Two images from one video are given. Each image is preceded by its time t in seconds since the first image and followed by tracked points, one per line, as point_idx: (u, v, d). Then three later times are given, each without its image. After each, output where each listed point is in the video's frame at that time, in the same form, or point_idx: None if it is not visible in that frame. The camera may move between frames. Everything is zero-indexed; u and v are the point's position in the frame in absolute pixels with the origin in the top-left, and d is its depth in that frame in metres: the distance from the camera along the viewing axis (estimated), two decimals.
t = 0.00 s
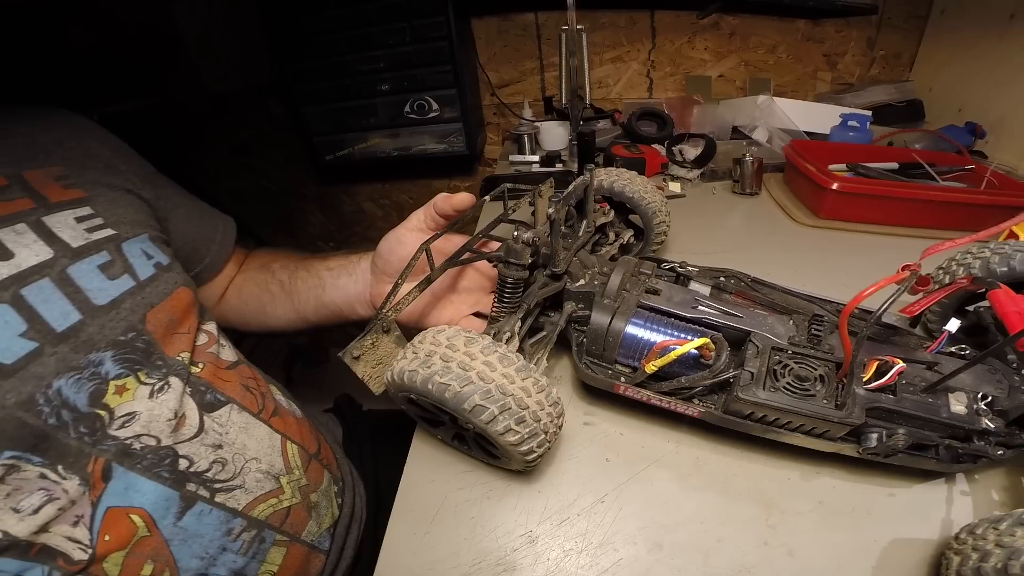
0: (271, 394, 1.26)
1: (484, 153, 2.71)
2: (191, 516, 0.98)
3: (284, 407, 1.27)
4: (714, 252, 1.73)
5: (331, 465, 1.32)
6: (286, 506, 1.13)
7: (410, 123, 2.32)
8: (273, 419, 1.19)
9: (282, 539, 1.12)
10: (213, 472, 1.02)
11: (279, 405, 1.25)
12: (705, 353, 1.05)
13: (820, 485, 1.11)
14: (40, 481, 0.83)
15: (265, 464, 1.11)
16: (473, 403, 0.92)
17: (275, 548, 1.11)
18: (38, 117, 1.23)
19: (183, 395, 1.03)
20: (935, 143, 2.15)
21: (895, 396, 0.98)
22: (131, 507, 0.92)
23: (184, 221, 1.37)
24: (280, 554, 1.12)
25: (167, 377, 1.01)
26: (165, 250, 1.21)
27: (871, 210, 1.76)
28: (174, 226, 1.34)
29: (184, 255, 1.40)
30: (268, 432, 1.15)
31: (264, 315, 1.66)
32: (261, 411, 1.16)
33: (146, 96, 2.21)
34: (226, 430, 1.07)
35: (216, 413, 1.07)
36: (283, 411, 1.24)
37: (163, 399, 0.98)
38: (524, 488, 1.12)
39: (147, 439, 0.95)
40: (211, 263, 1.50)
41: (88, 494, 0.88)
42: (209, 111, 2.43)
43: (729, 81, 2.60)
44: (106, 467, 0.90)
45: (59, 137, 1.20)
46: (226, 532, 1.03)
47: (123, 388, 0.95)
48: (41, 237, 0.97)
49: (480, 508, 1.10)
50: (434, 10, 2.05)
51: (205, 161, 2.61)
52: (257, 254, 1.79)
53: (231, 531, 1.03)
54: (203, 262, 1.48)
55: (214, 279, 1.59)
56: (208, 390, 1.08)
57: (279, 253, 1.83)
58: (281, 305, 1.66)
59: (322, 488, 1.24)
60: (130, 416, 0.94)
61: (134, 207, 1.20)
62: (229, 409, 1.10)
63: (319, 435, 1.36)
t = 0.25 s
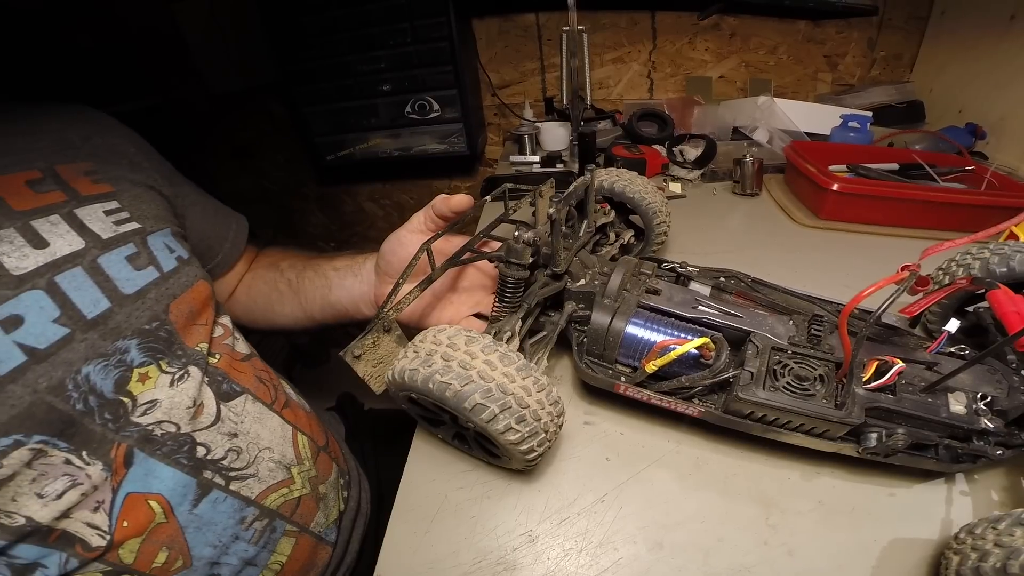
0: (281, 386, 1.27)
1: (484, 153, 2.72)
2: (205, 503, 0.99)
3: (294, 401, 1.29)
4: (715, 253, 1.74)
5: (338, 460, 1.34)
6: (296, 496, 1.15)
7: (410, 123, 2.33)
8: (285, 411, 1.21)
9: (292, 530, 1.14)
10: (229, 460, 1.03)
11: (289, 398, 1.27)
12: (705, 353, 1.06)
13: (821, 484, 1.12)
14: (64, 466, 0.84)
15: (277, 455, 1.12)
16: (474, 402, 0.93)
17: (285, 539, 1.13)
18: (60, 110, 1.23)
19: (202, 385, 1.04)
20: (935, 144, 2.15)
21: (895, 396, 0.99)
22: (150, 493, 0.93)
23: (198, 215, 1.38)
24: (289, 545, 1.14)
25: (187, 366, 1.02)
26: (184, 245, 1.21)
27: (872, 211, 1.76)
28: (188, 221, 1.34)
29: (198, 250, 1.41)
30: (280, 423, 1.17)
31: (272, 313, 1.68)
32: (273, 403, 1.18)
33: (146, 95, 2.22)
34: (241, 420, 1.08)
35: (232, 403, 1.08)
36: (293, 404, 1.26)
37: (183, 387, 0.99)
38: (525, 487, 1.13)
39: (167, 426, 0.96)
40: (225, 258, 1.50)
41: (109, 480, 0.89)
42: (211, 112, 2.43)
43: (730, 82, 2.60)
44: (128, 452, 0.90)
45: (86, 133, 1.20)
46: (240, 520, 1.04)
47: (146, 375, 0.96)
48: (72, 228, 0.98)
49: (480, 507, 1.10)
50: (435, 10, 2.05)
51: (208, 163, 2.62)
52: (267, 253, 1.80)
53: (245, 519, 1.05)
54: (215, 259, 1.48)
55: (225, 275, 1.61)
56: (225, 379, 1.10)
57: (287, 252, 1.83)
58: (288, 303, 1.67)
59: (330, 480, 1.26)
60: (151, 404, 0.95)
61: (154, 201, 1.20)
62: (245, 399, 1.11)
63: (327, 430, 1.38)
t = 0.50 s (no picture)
0: (284, 383, 1.26)
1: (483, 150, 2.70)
2: (214, 499, 0.98)
3: (297, 397, 1.28)
4: (716, 251, 1.72)
5: (343, 455, 1.33)
6: (302, 492, 1.13)
7: (409, 121, 2.31)
8: (289, 407, 1.20)
9: (299, 526, 1.12)
10: (235, 456, 1.02)
11: (293, 394, 1.26)
12: (706, 353, 1.05)
13: (822, 484, 1.11)
14: (73, 463, 0.83)
15: (282, 450, 1.11)
16: (472, 403, 0.92)
17: (292, 535, 1.11)
18: (62, 106, 1.22)
19: (209, 381, 1.04)
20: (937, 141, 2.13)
21: (898, 395, 0.98)
22: (158, 489, 0.92)
23: (199, 211, 1.36)
24: (297, 541, 1.12)
25: (193, 362, 1.02)
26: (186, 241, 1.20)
27: (874, 209, 1.75)
28: (190, 216, 1.33)
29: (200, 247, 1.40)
30: (284, 418, 1.16)
31: (272, 311, 1.66)
32: (277, 398, 1.17)
33: (147, 93, 2.16)
34: (246, 415, 1.07)
35: (237, 398, 1.08)
36: (296, 400, 1.25)
37: (190, 383, 0.99)
38: (524, 487, 1.12)
39: (174, 422, 0.95)
40: (228, 253, 1.49)
41: (118, 477, 0.88)
42: (211, 108, 2.40)
43: (730, 78, 2.59)
44: (137, 448, 0.90)
45: (89, 129, 1.19)
46: (247, 516, 1.03)
47: (153, 371, 0.95)
48: (79, 223, 0.97)
49: (480, 507, 1.09)
50: (434, 7, 2.04)
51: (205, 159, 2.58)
52: (267, 249, 1.79)
53: (252, 515, 1.04)
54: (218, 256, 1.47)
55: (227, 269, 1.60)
56: (229, 375, 1.09)
57: (287, 250, 1.82)
58: (288, 301, 1.65)
59: (334, 476, 1.24)
60: (159, 400, 0.94)
61: (158, 196, 1.18)
62: (248, 395, 1.10)
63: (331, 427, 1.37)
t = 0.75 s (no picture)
0: (288, 388, 1.28)
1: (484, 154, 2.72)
2: (222, 509, 1.00)
3: (302, 402, 1.30)
4: (715, 254, 1.73)
5: (349, 460, 1.36)
6: (312, 500, 1.16)
7: (410, 124, 2.33)
8: (294, 413, 1.22)
9: (310, 534, 1.15)
10: (244, 464, 1.04)
11: (297, 399, 1.28)
12: (705, 354, 1.06)
13: (821, 485, 1.12)
14: (72, 472, 0.83)
15: (291, 457, 1.14)
16: (473, 404, 0.93)
17: (303, 544, 1.14)
18: (56, 104, 1.22)
19: (212, 388, 1.04)
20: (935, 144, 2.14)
21: (895, 396, 0.99)
22: (163, 499, 0.93)
23: (196, 214, 1.37)
24: (307, 550, 1.15)
25: (194, 368, 1.03)
26: (182, 243, 1.20)
27: (873, 211, 1.76)
28: (186, 215, 1.33)
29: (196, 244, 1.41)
30: (291, 424, 1.18)
31: (272, 311, 1.67)
32: (282, 404, 1.19)
33: (146, 95, 2.21)
34: (252, 423, 1.09)
35: (241, 406, 1.09)
36: (302, 405, 1.28)
37: (191, 391, 0.99)
38: (524, 488, 1.13)
39: (176, 431, 0.96)
40: (224, 252, 1.50)
41: (122, 487, 0.88)
42: (211, 108, 2.41)
43: (730, 81, 2.60)
44: (138, 458, 0.90)
45: (78, 127, 1.19)
46: (257, 526, 1.05)
47: (151, 376, 0.96)
48: (69, 225, 0.97)
49: (480, 508, 1.10)
50: (434, 11, 2.05)
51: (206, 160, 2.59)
52: (264, 246, 1.79)
53: (262, 525, 1.06)
54: (213, 254, 1.47)
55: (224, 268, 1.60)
56: (231, 383, 1.10)
57: (288, 247, 1.83)
58: (288, 301, 1.67)
59: (342, 482, 1.27)
60: (157, 407, 0.95)
61: (151, 195, 1.19)
62: (253, 402, 1.12)
63: (337, 432, 1.40)
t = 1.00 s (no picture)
0: (287, 397, 1.29)
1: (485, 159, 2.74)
2: (221, 523, 1.01)
3: (302, 410, 1.31)
4: (714, 258, 1.74)
5: (349, 468, 1.37)
6: (310, 512, 1.17)
7: (411, 128, 2.35)
8: (293, 422, 1.23)
9: (309, 545, 1.17)
10: (243, 478, 1.05)
11: (296, 408, 1.29)
12: (704, 356, 1.07)
13: (819, 486, 1.12)
14: (62, 487, 0.84)
15: (290, 469, 1.15)
16: (477, 405, 0.94)
17: (302, 555, 1.15)
18: (51, 108, 1.23)
19: (209, 400, 1.05)
20: (932, 148, 2.15)
21: (893, 397, 1.00)
22: (159, 514, 0.94)
23: (192, 220, 1.38)
24: (306, 560, 1.16)
25: (189, 380, 1.03)
26: (176, 250, 1.21)
27: (869, 216, 1.77)
28: (181, 221, 1.34)
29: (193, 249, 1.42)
30: (290, 435, 1.19)
31: (272, 318, 1.69)
32: (281, 414, 1.20)
33: (150, 99, 2.24)
34: (250, 436, 1.10)
35: (239, 418, 1.10)
36: (301, 414, 1.29)
37: (185, 404, 1.00)
38: (525, 490, 1.13)
39: (171, 445, 0.97)
40: (221, 257, 1.51)
41: (117, 502, 0.89)
42: (212, 113, 2.41)
43: (729, 86, 2.62)
44: (132, 474, 0.91)
45: (70, 130, 1.20)
46: (256, 540, 1.06)
47: (144, 389, 0.96)
48: (57, 233, 0.96)
49: (481, 509, 1.11)
50: (434, 17, 2.08)
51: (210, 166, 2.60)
52: (261, 253, 1.81)
53: (261, 539, 1.07)
54: (210, 259, 1.48)
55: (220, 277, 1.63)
56: (228, 395, 1.10)
57: (286, 254, 1.84)
58: (289, 309, 1.68)
59: (342, 492, 1.29)
60: (152, 419, 0.95)
61: (145, 201, 1.20)
62: (251, 414, 1.13)
63: (337, 439, 1.41)
